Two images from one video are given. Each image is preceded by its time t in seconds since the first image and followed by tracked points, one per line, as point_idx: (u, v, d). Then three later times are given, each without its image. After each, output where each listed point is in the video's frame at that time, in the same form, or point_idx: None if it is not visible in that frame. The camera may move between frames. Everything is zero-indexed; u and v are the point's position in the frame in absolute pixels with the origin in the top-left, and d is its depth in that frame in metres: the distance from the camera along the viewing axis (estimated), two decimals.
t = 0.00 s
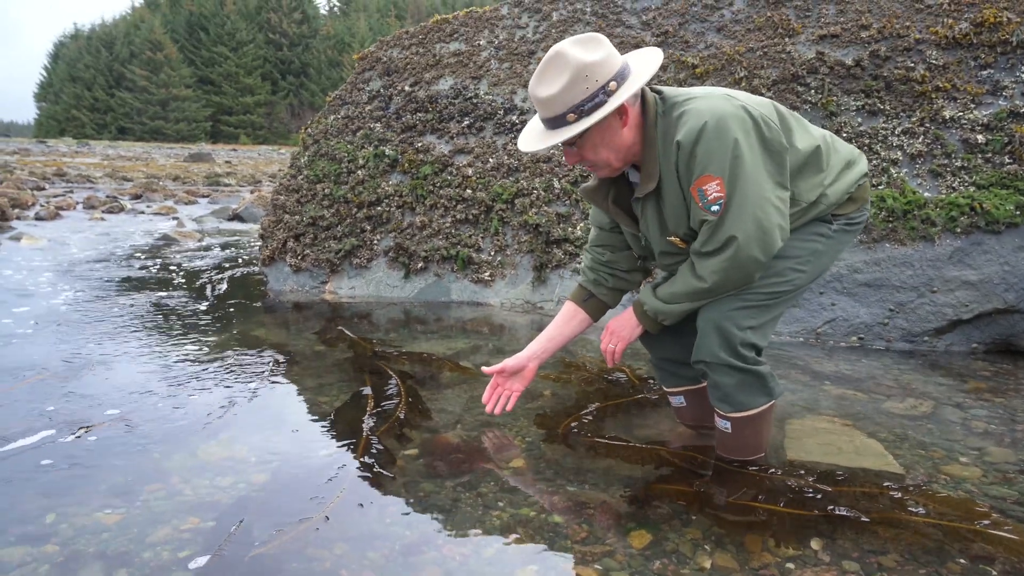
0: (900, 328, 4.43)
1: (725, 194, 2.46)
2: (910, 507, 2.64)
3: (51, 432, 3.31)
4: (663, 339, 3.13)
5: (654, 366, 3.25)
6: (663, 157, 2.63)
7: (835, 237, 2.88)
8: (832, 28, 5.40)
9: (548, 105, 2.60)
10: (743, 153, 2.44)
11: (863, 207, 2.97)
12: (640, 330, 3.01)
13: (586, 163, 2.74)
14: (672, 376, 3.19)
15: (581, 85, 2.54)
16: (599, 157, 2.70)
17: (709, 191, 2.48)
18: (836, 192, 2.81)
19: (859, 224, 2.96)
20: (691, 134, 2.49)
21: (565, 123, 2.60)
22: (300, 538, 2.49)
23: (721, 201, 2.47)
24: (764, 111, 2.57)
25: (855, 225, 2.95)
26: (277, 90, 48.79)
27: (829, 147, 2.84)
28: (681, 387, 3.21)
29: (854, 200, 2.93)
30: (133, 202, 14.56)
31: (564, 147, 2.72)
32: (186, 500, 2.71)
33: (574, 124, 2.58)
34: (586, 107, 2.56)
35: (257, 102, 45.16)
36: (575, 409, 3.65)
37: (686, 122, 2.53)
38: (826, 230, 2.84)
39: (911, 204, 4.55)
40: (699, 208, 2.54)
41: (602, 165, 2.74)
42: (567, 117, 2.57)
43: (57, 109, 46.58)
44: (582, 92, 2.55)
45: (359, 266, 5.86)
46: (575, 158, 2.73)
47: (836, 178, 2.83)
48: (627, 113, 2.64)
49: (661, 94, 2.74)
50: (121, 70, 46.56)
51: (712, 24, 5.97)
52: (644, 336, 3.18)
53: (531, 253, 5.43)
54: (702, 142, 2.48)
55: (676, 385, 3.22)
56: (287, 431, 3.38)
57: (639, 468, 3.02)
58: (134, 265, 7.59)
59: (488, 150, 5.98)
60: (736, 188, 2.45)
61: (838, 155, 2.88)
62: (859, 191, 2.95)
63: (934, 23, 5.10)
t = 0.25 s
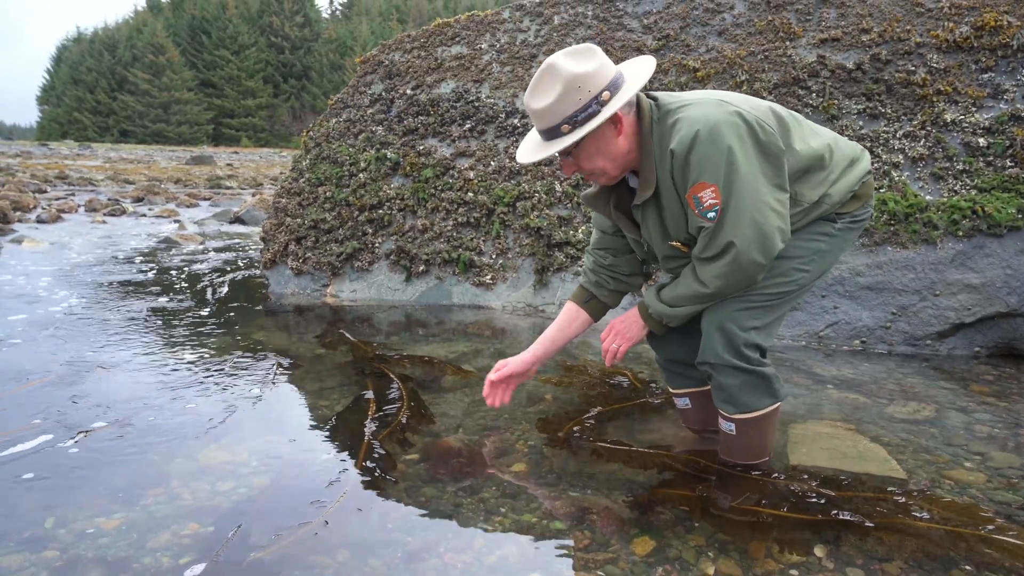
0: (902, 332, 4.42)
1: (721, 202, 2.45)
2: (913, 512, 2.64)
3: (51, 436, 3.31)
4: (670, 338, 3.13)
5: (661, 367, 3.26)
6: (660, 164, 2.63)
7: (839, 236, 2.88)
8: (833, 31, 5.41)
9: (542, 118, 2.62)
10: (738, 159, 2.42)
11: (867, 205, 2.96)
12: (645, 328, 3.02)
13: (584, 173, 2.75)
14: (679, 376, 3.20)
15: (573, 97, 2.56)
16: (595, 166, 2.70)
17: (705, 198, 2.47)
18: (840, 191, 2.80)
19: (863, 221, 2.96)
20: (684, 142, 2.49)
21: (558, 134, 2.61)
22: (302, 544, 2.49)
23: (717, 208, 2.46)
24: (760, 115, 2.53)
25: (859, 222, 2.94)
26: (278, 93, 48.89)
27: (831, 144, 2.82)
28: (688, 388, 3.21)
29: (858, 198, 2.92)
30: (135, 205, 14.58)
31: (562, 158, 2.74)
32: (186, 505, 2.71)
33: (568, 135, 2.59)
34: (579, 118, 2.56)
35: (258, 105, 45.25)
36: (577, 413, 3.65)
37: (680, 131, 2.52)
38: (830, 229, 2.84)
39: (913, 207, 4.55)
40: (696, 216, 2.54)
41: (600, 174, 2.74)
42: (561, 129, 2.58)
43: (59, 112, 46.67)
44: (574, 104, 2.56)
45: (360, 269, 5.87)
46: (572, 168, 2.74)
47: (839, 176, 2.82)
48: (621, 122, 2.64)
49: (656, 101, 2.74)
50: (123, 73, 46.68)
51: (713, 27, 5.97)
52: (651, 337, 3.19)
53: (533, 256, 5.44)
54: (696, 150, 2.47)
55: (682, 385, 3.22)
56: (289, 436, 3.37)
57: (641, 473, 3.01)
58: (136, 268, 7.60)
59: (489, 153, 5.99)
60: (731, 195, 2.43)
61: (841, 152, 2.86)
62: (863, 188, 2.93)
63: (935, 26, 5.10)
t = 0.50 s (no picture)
0: (902, 335, 4.42)
1: (712, 208, 2.45)
2: (913, 515, 2.63)
3: (49, 439, 3.31)
4: (676, 338, 3.13)
5: (667, 365, 3.26)
6: (652, 173, 2.63)
7: (842, 232, 2.88)
8: (833, 34, 5.42)
9: (530, 152, 2.67)
10: (727, 164, 2.41)
11: (869, 199, 2.96)
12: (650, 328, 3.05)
13: (582, 195, 2.78)
14: (686, 376, 3.19)
15: (554, 126, 2.58)
16: (590, 186, 2.72)
17: (696, 205, 2.48)
18: (840, 187, 2.79)
19: (866, 216, 2.95)
20: (672, 151, 2.49)
21: (546, 165, 2.65)
22: (301, 547, 2.49)
23: (709, 215, 2.47)
24: (749, 117, 2.51)
25: (862, 216, 2.94)
26: (278, 95, 48.93)
27: (829, 141, 2.80)
28: (693, 386, 3.21)
29: (860, 192, 2.91)
30: (135, 206, 14.59)
31: (559, 184, 2.78)
32: (185, 508, 2.71)
33: (555, 163, 2.62)
34: (563, 145, 2.59)
35: (259, 107, 45.28)
36: (578, 416, 3.65)
37: (667, 140, 2.51)
38: (833, 225, 2.84)
39: (912, 210, 4.56)
40: (690, 223, 2.55)
41: (597, 194, 2.77)
42: (548, 159, 2.61)
43: (60, 114, 46.70)
44: (556, 133, 2.58)
45: (360, 271, 5.87)
46: (569, 192, 2.78)
47: (838, 173, 2.80)
48: (607, 139, 2.64)
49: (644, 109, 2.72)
50: (124, 75, 46.72)
51: (714, 30, 5.98)
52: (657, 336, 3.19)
53: (533, 259, 5.44)
54: (684, 159, 2.47)
55: (687, 384, 3.22)
56: (288, 438, 3.37)
57: (641, 476, 3.01)
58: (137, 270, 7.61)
59: (489, 156, 5.99)
60: (723, 201, 2.43)
61: (840, 148, 2.84)
62: (864, 182, 2.92)
63: (935, 29, 5.11)
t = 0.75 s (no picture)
0: (904, 336, 4.41)
1: (701, 211, 2.44)
2: (915, 517, 2.62)
3: (49, 439, 3.30)
4: (683, 339, 3.13)
5: (673, 366, 3.25)
6: (642, 178, 2.62)
7: (845, 228, 2.86)
8: (835, 35, 5.41)
9: (525, 156, 2.67)
10: (714, 167, 2.40)
11: (870, 193, 2.93)
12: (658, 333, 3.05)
13: (577, 200, 2.78)
14: (691, 374, 3.18)
15: (550, 130, 2.58)
16: (585, 192, 2.72)
17: (685, 209, 2.48)
18: (838, 183, 2.77)
19: (868, 211, 2.93)
20: (658, 157, 2.48)
21: (542, 169, 2.64)
22: (302, 549, 2.48)
23: (697, 219, 2.46)
24: (736, 118, 2.49)
25: (864, 211, 2.91)
26: (279, 96, 48.95)
27: (825, 136, 2.77)
28: (696, 386, 3.19)
29: (861, 186, 2.89)
30: (135, 207, 14.58)
31: (554, 190, 2.78)
32: (186, 509, 2.70)
33: (550, 167, 2.61)
34: (559, 149, 2.59)
35: (260, 108, 45.31)
36: (579, 418, 3.64)
37: (652, 146, 2.51)
38: (834, 222, 2.82)
39: (915, 212, 4.54)
40: (681, 227, 2.55)
41: (593, 199, 2.76)
42: (544, 162, 2.61)
43: (61, 115, 46.74)
44: (551, 137, 2.59)
45: (361, 272, 5.86)
46: (564, 197, 2.77)
47: (836, 168, 2.78)
48: (601, 143, 2.63)
49: (634, 114, 2.71)
50: (125, 75, 46.77)
51: (715, 31, 5.97)
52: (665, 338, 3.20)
53: (534, 260, 5.43)
54: (670, 165, 2.46)
55: (691, 382, 3.20)
56: (288, 439, 3.36)
57: (643, 478, 3.00)
58: (137, 271, 7.60)
59: (490, 157, 5.99)
60: (711, 204, 2.42)
61: (838, 143, 2.81)
62: (865, 176, 2.90)
63: (937, 30, 5.09)
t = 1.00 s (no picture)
0: (905, 337, 4.40)
1: (699, 211, 2.44)
2: (915, 516, 2.62)
3: (49, 439, 3.30)
4: (681, 339, 3.12)
5: (671, 366, 3.25)
6: (640, 177, 2.62)
7: (845, 228, 2.86)
8: (836, 35, 5.40)
9: (524, 146, 2.66)
10: (711, 166, 2.39)
11: (870, 194, 2.93)
12: (656, 334, 3.03)
13: (573, 194, 2.77)
14: (690, 374, 3.18)
15: (551, 121, 2.57)
16: (582, 186, 2.71)
17: (683, 209, 2.47)
18: (837, 183, 2.76)
19: (867, 212, 2.92)
20: (655, 156, 2.48)
21: (541, 160, 2.63)
22: (302, 548, 2.48)
23: (695, 218, 2.46)
24: (734, 117, 2.49)
25: (864, 211, 2.91)
26: (280, 96, 48.95)
27: (823, 136, 2.77)
28: (696, 386, 3.18)
29: (862, 186, 2.88)
30: (136, 208, 14.58)
31: (550, 182, 2.77)
32: (187, 508, 2.70)
33: (549, 158, 2.60)
34: (559, 140, 2.58)
35: (260, 108, 45.31)
36: (579, 418, 3.63)
37: (651, 145, 2.50)
38: (834, 223, 2.82)
39: (916, 212, 4.54)
40: (678, 226, 2.54)
41: (589, 194, 2.76)
42: (543, 153, 2.60)
43: (61, 115, 46.73)
44: (552, 128, 2.58)
45: (361, 272, 5.85)
46: (561, 190, 2.77)
47: (835, 169, 2.78)
48: (600, 138, 2.64)
49: (632, 112, 2.71)
50: (125, 75, 46.80)
51: (717, 31, 5.96)
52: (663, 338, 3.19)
53: (534, 260, 5.43)
54: (668, 164, 2.46)
55: (690, 383, 3.19)
56: (288, 439, 3.36)
57: (643, 477, 3.00)
58: (138, 271, 7.60)
59: (491, 157, 5.98)
60: (709, 203, 2.42)
61: (836, 143, 2.81)
62: (865, 176, 2.89)
63: (939, 30, 5.09)
